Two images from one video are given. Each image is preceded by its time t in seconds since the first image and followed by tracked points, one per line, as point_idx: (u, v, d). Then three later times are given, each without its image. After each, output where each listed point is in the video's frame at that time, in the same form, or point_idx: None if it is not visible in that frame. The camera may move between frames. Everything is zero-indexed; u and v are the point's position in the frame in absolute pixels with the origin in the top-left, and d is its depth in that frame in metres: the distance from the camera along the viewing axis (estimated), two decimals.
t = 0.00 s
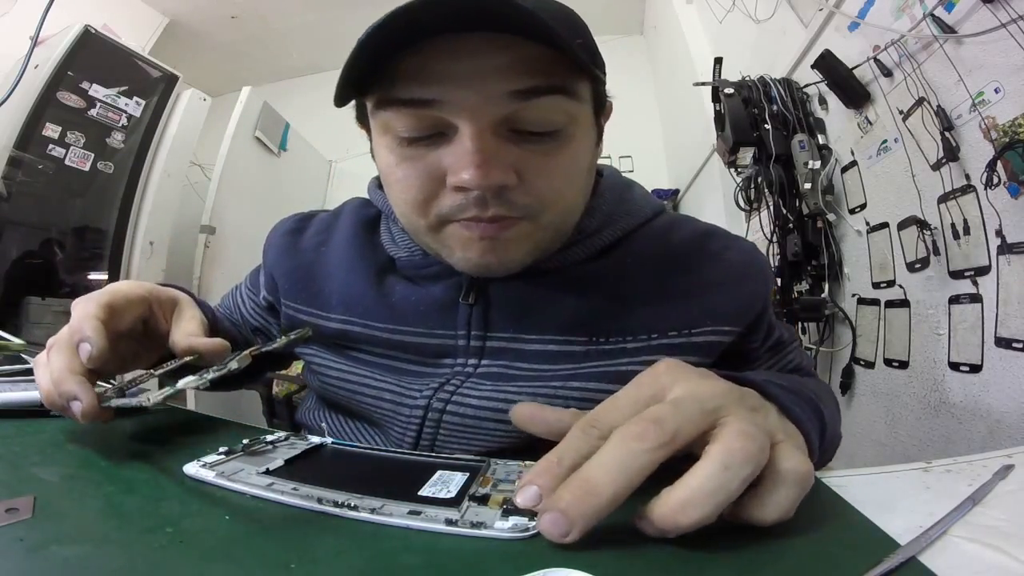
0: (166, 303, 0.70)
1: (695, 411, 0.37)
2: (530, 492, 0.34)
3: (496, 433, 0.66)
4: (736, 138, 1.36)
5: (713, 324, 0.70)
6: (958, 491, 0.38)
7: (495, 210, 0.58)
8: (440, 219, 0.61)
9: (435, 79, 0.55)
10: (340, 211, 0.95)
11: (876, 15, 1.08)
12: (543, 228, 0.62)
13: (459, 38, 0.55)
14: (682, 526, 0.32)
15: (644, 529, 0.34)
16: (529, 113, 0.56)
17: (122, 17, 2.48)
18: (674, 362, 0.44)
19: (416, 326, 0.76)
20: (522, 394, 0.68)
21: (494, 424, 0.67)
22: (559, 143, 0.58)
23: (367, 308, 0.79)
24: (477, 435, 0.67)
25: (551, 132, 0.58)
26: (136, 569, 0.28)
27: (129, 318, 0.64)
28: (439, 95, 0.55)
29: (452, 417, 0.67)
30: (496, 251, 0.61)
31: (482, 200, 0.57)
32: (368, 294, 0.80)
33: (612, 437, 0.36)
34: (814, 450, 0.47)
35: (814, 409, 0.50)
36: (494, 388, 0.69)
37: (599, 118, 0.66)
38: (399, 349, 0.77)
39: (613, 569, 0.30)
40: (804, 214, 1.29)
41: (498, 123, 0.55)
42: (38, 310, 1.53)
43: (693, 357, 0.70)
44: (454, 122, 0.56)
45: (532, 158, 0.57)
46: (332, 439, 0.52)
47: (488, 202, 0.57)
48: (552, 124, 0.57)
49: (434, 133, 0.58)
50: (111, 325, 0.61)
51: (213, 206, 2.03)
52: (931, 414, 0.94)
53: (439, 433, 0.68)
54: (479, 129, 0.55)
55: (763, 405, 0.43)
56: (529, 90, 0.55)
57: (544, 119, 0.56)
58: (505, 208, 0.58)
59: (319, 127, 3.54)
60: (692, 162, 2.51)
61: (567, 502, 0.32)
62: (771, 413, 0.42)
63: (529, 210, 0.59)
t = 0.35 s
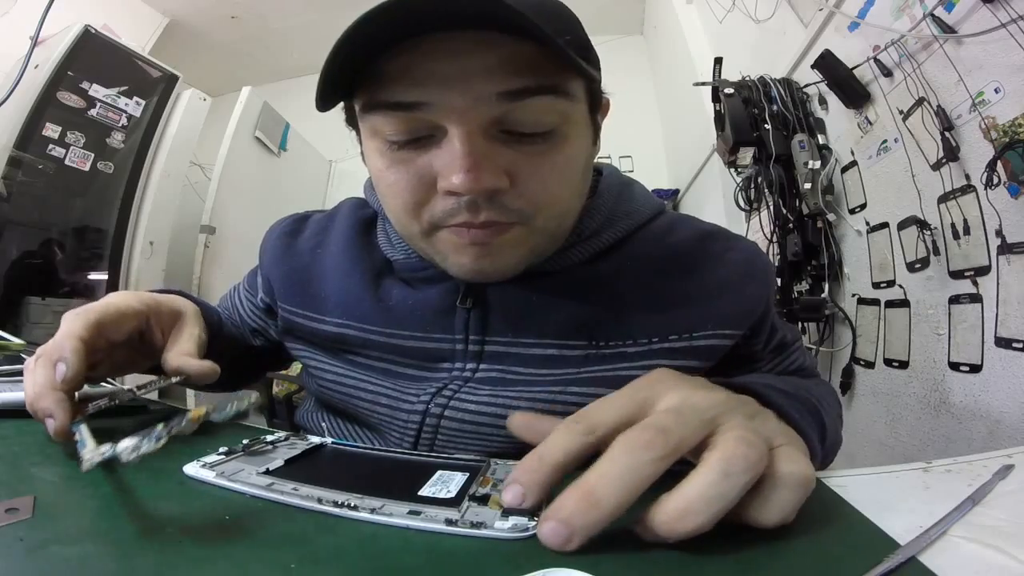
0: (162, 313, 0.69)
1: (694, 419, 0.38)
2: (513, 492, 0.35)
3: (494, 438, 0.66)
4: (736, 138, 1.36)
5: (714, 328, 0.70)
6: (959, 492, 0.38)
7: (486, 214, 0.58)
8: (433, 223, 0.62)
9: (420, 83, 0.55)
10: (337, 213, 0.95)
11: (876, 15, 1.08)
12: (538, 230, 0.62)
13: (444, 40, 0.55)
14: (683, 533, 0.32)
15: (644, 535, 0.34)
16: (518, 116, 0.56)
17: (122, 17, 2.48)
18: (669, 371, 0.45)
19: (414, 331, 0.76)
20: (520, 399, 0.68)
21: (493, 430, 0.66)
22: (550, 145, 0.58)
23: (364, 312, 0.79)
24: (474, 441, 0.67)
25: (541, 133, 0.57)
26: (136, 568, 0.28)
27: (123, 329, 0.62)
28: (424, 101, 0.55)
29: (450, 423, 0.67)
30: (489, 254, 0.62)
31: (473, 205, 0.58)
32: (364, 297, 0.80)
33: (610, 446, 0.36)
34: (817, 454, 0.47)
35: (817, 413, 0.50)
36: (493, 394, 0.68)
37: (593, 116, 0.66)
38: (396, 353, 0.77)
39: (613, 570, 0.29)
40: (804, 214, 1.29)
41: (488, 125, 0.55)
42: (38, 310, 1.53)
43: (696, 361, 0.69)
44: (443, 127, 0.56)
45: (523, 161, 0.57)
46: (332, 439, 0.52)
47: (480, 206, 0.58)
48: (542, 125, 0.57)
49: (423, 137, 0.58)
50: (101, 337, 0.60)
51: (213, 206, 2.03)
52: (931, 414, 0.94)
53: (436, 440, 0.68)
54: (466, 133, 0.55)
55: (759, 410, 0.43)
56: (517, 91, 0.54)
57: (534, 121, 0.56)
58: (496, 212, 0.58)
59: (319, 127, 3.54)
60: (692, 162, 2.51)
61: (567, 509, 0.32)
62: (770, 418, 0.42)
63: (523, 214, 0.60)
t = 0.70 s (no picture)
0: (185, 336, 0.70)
1: (691, 409, 0.38)
2: (515, 476, 0.35)
3: (493, 429, 0.67)
4: (736, 138, 1.36)
5: (713, 325, 0.71)
6: (958, 491, 0.38)
7: (421, 188, 0.60)
8: (390, 201, 0.65)
9: (370, 67, 0.60)
10: (344, 210, 0.95)
11: (876, 15, 1.08)
12: (485, 210, 0.63)
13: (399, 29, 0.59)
14: (676, 526, 0.32)
15: (636, 527, 0.34)
16: (456, 93, 0.58)
17: (122, 17, 2.47)
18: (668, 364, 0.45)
19: (416, 323, 0.76)
20: (521, 391, 0.68)
21: (494, 421, 0.67)
22: (492, 125, 0.60)
23: (364, 305, 0.80)
24: (473, 432, 0.67)
25: (483, 110, 0.59)
26: (136, 569, 0.28)
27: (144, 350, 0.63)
28: (368, 79, 0.61)
29: (451, 415, 0.67)
30: (433, 232, 0.63)
31: (410, 178, 0.60)
32: (367, 292, 0.80)
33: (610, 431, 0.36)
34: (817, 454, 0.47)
35: (819, 414, 0.51)
36: (494, 386, 0.68)
37: (559, 104, 0.67)
38: (395, 345, 0.77)
39: (612, 569, 0.29)
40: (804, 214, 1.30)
41: (428, 105, 0.58)
42: (38, 310, 1.53)
43: (696, 358, 0.70)
44: (384, 104, 0.60)
45: (463, 139, 0.59)
46: (332, 439, 0.52)
47: (418, 180, 0.59)
48: (481, 103, 0.59)
49: (380, 119, 0.62)
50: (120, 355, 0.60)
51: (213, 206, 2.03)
52: (931, 414, 0.94)
53: (438, 430, 0.68)
54: (405, 109, 0.59)
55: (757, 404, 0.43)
56: (453, 70, 0.57)
57: (472, 99, 0.58)
58: (436, 188, 0.60)
59: (319, 127, 3.54)
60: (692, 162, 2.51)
61: (564, 494, 0.32)
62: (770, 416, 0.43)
63: (467, 191, 0.61)
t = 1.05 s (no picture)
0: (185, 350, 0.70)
1: (688, 408, 0.38)
2: (517, 490, 0.35)
3: (498, 415, 0.67)
4: (736, 138, 1.36)
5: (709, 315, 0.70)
6: (958, 491, 0.38)
7: (405, 175, 0.61)
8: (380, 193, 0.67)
9: (359, 76, 0.65)
10: (352, 209, 0.95)
11: (876, 15, 1.08)
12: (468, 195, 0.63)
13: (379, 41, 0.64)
14: (680, 525, 0.32)
15: (644, 532, 0.33)
16: (434, 85, 0.61)
17: (122, 17, 2.48)
18: (658, 372, 0.46)
19: (418, 311, 0.77)
20: (523, 377, 0.68)
21: (498, 408, 0.67)
22: (465, 113, 0.61)
23: (371, 295, 0.80)
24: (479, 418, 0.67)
25: (458, 103, 0.61)
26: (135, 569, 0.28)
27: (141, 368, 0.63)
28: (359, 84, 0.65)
29: (455, 402, 0.67)
30: (413, 216, 0.63)
31: (394, 167, 0.62)
32: (375, 284, 0.81)
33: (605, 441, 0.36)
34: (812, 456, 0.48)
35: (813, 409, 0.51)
36: (497, 371, 0.69)
37: (536, 97, 0.69)
38: (399, 334, 0.76)
39: (614, 569, 0.29)
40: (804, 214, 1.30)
41: (407, 101, 0.61)
42: (38, 310, 1.53)
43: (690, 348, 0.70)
44: (370, 102, 0.64)
45: (439, 126, 0.61)
46: (332, 439, 0.52)
47: (400, 168, 0.61)
48: (456, 96, 0.61)
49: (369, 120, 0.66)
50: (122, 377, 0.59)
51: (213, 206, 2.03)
52: (932, 414, 0.94)
53: (444, 417, 0.68)
54: (386, 104, 0.62)
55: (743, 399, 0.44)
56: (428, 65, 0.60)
57: (451, 91, 0.61)
58: (417, 174, 0.61)
59: (319, 127, 3.54)
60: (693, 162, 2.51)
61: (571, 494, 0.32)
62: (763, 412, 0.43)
63: (445, 173, 0.61)
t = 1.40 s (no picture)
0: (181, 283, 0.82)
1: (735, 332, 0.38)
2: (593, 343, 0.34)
3: (486, 387, 0.67)
4: (736, 138, 1.36)
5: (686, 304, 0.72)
6: (958, 491, 0.38)
7: (379, 197, 0.73)
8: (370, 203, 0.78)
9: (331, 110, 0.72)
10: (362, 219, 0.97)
11: (876, 15, 1.08)
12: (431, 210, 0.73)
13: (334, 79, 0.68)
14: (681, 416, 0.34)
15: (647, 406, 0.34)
16: (382, 125, 0.67)
17: (123, 17, 2.48)
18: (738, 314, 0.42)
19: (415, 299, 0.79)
20: (508, 352, 0.69)
21: (484, 382, 0.67)
22: (412, 149, 0.68)
23: (370, 283, 0.83)
24: (467, 390, 0.67)
25: (407, 138, 0.68)
26: (135, 569, 0.28)
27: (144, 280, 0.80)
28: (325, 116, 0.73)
29: (445, 377, 0.68)
30: (398, 227, 0.76)
31: (368, 189, 0.73)
32: (374, 272, 0.83)
33: (668, 321, 0.36)
34: (804, 450, 0.47)
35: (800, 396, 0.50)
36: (485, 348, 0.69)
37: (482, 114, 0.72)
38: (395, 319, 0.78)
39: (614, 568, 0.29)
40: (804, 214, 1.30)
41: (366, 135, 0.68)
42: (38, 310, 1.50)
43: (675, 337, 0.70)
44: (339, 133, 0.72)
45: (394, 160, 0.69)
46: (332, 439, 0.52)
47: (373, 190, 0.72)
48: (403, 130, 0.67)
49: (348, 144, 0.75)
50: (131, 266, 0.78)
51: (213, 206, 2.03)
52: (931, 413, 0.94)
53: (434, 391, 0.67)
54: (352, 137, 0.70)
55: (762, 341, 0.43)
56: (373, 105, 0.65)
57: (397, 130, 0.67)
58: (389, 197, 0.72)
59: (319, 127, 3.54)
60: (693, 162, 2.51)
61: (622, 371, 0.33)
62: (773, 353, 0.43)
63: (407, 198, 0.72)
